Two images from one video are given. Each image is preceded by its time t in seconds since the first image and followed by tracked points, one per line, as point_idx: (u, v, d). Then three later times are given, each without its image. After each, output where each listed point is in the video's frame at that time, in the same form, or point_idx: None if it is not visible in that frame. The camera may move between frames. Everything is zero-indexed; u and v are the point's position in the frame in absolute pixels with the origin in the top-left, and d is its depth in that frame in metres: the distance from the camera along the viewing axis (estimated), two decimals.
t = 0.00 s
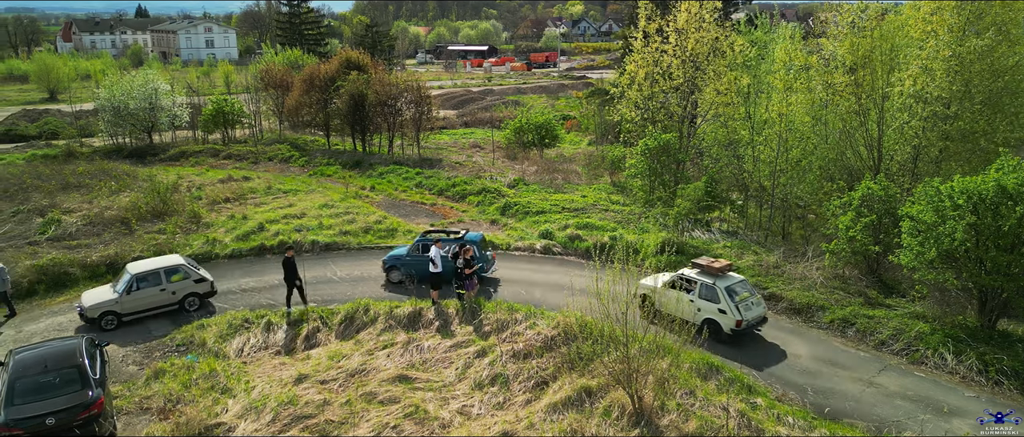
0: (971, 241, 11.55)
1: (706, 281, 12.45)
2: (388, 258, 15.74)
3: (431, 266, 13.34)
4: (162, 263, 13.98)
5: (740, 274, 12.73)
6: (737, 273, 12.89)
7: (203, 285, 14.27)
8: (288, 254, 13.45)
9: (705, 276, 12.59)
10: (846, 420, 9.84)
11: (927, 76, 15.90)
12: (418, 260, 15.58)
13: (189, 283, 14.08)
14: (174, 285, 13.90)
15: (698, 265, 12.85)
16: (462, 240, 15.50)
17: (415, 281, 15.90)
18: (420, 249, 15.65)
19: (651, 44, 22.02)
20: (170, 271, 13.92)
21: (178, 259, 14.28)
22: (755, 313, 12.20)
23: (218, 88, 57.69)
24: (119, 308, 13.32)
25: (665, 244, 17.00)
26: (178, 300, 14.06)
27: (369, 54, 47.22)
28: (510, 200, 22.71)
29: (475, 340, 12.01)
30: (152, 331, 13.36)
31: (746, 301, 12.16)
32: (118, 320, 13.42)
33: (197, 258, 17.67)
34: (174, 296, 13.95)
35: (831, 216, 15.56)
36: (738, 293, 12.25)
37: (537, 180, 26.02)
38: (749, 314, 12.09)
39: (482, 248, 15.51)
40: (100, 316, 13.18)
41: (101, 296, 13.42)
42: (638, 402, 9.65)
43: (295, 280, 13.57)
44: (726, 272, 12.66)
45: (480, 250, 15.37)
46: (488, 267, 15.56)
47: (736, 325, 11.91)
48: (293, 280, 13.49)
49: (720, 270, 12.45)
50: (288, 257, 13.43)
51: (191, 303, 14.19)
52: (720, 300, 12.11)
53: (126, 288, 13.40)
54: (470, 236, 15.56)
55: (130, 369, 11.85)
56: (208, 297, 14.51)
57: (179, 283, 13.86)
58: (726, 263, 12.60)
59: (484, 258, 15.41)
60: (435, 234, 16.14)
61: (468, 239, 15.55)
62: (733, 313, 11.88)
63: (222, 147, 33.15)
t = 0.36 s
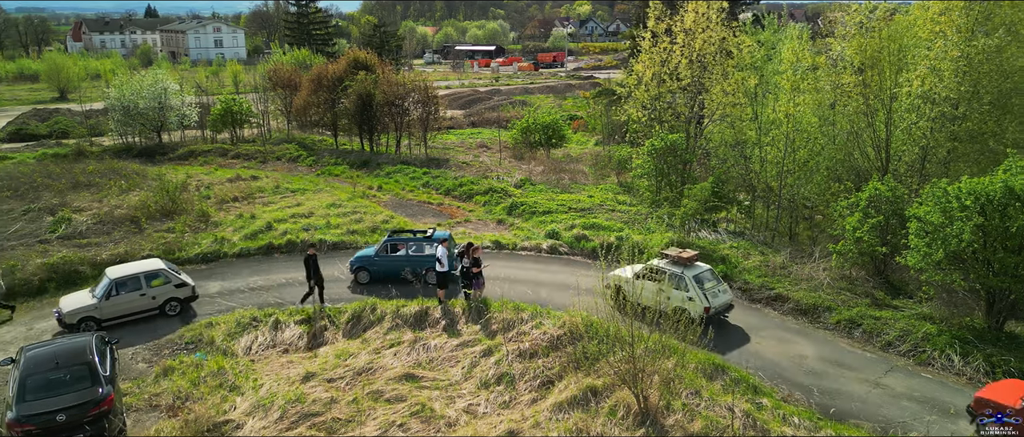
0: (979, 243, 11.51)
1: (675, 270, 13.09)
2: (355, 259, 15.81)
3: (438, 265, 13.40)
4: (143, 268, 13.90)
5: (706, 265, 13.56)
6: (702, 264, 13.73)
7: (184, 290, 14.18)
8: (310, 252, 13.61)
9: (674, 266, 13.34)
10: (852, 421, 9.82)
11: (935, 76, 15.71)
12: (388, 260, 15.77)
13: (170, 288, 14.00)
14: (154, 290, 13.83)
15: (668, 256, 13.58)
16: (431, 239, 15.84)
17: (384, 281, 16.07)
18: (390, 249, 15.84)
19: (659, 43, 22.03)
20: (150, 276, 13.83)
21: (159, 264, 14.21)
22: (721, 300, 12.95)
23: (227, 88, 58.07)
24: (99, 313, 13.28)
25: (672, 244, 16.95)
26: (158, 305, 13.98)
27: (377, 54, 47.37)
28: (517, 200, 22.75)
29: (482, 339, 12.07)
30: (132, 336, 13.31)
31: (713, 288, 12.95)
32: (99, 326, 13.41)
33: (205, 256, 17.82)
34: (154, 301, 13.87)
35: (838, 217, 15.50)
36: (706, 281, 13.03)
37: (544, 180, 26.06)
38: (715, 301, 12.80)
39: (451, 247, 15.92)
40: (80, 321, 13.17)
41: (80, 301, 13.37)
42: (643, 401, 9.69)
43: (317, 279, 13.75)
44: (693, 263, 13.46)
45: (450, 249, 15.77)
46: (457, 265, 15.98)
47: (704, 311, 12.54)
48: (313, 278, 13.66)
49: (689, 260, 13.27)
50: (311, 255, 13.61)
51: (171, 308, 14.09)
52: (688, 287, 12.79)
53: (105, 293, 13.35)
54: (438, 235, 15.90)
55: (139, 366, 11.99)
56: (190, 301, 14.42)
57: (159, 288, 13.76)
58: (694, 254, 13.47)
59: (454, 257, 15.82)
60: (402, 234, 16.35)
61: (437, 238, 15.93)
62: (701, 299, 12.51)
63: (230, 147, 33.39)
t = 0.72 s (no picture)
0: (988, 244, 11.43)
1: (647, 262, 13.58)
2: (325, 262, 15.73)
3: (446, 264, 13.46)
4: (125, 272, 13.65)
5: (677, 257, 14.06)
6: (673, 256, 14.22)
7: (166, 296, 13.91)
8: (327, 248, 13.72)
9: (646, 258, 13.79)
10: (860, 422, 9.79)
11: (946, 77, 15.59)
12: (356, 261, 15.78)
13: (152, 293, 13.72)
14: (135, 295, 13.55)
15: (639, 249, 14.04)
16: (400, 238, 15.95)
17: (354, 283, 16.04)
18: (359, 250, 15.86)
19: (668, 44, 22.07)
20: (131, 281, 13.56)
21: (142, 269, 13.95)
22: (693, 288, 13.37)
23: (237, 88, 58.53)
24: (78, 317, 13.03)
25: (680, 244, 16.92)
26: (139, 310, 13.69)
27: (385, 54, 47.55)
28: (525, 200, 22.80)
29: (489, 339, 12.14)
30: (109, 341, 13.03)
31: (685, 277, 13.43)
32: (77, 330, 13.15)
33: (215, 255, 18.00)
34: (135, 307, 13.59)
35: (847, 218, 15.42)
36: (677, 271, 13.50)
37: (552, 180, 26.10)
38: (689, 289, 13.25)
39: (421, 246, 16.05)
40: (58, 325, 12.93)
41: (60, 305, 13.15)
42: (650, 401, 9.71)
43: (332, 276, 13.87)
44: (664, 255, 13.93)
45: (420, 248, 15.92)
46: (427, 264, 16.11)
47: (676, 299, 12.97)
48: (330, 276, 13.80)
49: (660, 252, 13.74)
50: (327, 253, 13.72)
51: (153, 313, 13.82)
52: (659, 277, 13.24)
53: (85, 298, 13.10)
54: (406, 235, 16.10)
55: (150, 364, 12.14)
56: (171, 308, 14.13)
57: (140, 294, 13.49)
58: (665, 246, 13.96)
59: (424, 255, 15.94)
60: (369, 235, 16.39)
61: (406, 238, 16.04)
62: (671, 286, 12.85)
63: (240, 146, 33.66)
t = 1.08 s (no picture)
0: (998, 244, 11.38)
1: (621, 255, 14.19)
2: (292, 264, 15.36)
3: (453, 263, 13.53)
4: (102, 277, 13.51)
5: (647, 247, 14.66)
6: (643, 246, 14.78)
7: (145, 299, 13.75)
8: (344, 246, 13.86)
9: (619, 250, 14.32)
10: (867, 422, 9.77)
11: (955, 78, 15.54)
12: (325, 262, 15.46)
13: (130, 298, 13.57)
14: (113, 299, 13.39)
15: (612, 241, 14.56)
16: (370, 238, 15.73)
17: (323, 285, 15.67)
18: (327, 252, 15.55)
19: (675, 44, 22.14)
20: (108, 285, 13.41)
21: (120, 273, 13.82)
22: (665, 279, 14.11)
23: (245, 88, 58.88)
24: (55, 323, 12.85)
25: (687, 244, 16.88)
26: (118, 315, 13.53)
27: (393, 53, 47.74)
28: (532, 199, 22.83)
29: (496, 337, 12.19)
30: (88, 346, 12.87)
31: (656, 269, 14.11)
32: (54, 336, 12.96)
33: (224, 253, 18.15)
34: (114, 311, 13.43)
35: (855, 218, 15.37)
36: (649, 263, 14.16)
37: (559, 179, 26.12)
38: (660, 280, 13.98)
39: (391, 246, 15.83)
40: (35, 332, 12.74)
41: (36, 311, 12.97)
42: (657, 401, 9.73)
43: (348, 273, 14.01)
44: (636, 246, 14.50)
45: (390, 247, 15.70)
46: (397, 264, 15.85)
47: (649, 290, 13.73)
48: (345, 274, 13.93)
49: (632, 244, 14.28)
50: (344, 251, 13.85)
51: (131, 317, 13.64)
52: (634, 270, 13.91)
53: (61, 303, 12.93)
54: (375, 236, 15.88)
55: (159, 361, 12.28)
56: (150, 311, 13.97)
57: (118, 298, 13.34)
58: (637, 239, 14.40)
59: (394, 255, 15.71)
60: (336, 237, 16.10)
61: (375, 238, 15.86)
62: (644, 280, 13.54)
63: (248, 146, 33.89)
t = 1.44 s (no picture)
0: (1007, 245, 11.32)
1: (593, 249, 14.66)
2: (264, 268, 15.25)
3: (460, 263, 13.58)
4: (80, 281, 13.20)
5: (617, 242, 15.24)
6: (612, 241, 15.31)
7: (123, 305, 13.43)
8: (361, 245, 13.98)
9: (591, 244, 14.83)
10: (875, 423, 9.73)
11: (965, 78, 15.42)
12: (298, 266, 15.33)
13: (108, 303, 13.25)
14: (90, 305, 13.08)
15: (583, 236, 15.03)
16: (343, 240, 15.70)
17: (296, 288, 15.57)
18: (300, 255, 15.39)
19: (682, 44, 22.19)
20: (85, 290, 13.09)
21: (98, 277, 13.49)
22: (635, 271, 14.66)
23: (253, 88, 59.20)
24: (31, 329, 12.58)
25: (693, 244, 16.84)
26: (95, 321, 13.22)
27: (400, 53, 47.91)
28: (538, 199, 22.85)
29: (502, 337, 12.23)
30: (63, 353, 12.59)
31: (627, 261, 14.63)
32: (30, 342, 12.69)
33: (232, 252, 18.28)
34: (91, 316, 13.13)
35: (863, 219, 15.27)
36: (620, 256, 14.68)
37: (566, 180, 26.15)
38: (631, 271, 14.53)
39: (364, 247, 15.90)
40: (10, 337, 12.47)
41: (12, 316, 12.70)
42: (663, 401, 9.75)
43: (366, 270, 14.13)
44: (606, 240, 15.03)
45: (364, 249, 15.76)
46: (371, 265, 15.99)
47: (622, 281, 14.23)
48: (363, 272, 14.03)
49: (603, 238, 14.80)
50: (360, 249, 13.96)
51: (109, 323, 13.34)
52: (607, 262, 14.41)
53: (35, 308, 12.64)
54: (348, 237, 15.85)
55: (168, 359, 12.39)
56: (129, 317, 13.65)
57: (95, 303, 13.02)
58: (608, 233, 14.95)
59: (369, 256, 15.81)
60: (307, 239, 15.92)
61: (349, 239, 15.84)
62: (617, 272, 14.24)
63: (256, 145, 34.10)
